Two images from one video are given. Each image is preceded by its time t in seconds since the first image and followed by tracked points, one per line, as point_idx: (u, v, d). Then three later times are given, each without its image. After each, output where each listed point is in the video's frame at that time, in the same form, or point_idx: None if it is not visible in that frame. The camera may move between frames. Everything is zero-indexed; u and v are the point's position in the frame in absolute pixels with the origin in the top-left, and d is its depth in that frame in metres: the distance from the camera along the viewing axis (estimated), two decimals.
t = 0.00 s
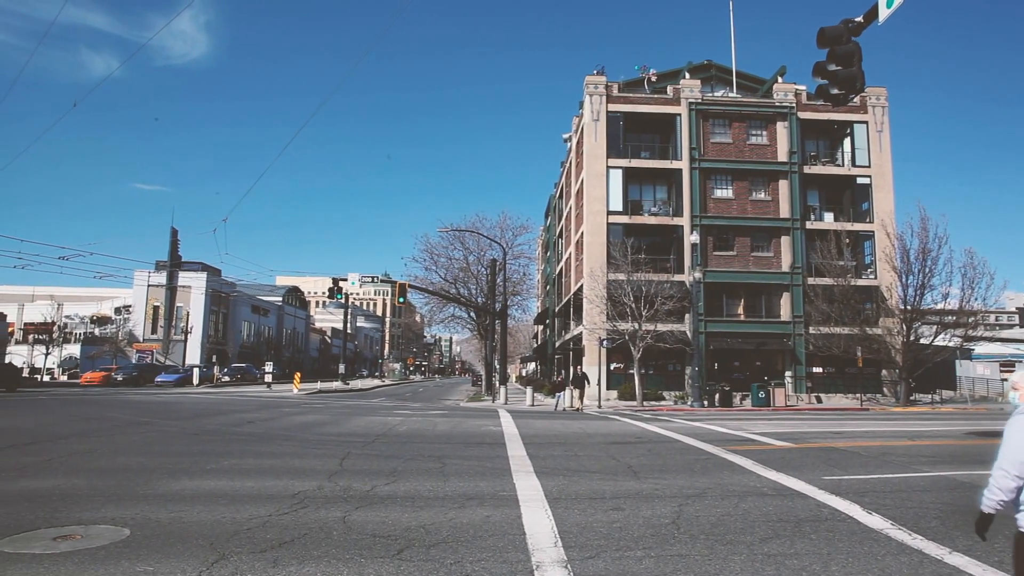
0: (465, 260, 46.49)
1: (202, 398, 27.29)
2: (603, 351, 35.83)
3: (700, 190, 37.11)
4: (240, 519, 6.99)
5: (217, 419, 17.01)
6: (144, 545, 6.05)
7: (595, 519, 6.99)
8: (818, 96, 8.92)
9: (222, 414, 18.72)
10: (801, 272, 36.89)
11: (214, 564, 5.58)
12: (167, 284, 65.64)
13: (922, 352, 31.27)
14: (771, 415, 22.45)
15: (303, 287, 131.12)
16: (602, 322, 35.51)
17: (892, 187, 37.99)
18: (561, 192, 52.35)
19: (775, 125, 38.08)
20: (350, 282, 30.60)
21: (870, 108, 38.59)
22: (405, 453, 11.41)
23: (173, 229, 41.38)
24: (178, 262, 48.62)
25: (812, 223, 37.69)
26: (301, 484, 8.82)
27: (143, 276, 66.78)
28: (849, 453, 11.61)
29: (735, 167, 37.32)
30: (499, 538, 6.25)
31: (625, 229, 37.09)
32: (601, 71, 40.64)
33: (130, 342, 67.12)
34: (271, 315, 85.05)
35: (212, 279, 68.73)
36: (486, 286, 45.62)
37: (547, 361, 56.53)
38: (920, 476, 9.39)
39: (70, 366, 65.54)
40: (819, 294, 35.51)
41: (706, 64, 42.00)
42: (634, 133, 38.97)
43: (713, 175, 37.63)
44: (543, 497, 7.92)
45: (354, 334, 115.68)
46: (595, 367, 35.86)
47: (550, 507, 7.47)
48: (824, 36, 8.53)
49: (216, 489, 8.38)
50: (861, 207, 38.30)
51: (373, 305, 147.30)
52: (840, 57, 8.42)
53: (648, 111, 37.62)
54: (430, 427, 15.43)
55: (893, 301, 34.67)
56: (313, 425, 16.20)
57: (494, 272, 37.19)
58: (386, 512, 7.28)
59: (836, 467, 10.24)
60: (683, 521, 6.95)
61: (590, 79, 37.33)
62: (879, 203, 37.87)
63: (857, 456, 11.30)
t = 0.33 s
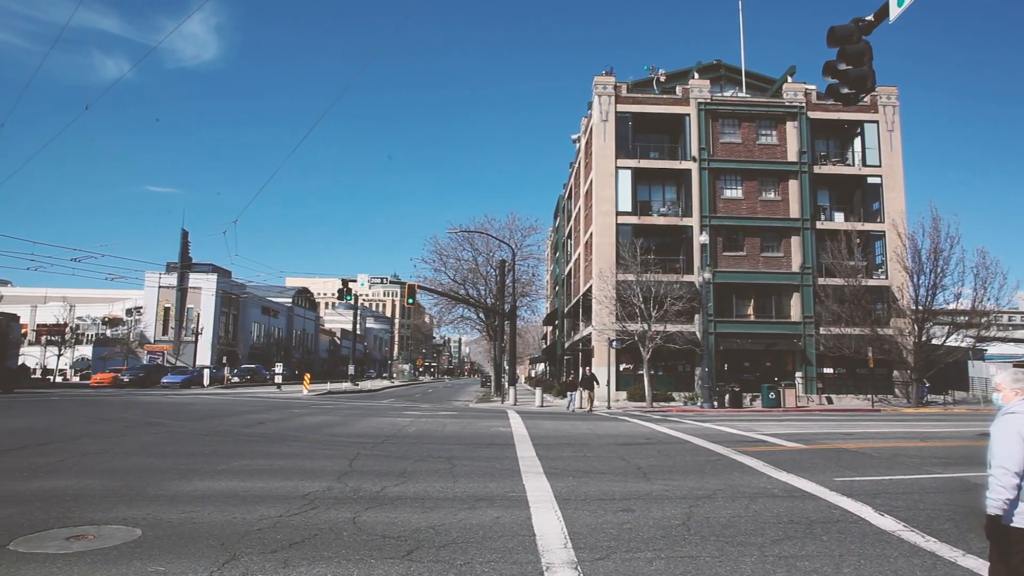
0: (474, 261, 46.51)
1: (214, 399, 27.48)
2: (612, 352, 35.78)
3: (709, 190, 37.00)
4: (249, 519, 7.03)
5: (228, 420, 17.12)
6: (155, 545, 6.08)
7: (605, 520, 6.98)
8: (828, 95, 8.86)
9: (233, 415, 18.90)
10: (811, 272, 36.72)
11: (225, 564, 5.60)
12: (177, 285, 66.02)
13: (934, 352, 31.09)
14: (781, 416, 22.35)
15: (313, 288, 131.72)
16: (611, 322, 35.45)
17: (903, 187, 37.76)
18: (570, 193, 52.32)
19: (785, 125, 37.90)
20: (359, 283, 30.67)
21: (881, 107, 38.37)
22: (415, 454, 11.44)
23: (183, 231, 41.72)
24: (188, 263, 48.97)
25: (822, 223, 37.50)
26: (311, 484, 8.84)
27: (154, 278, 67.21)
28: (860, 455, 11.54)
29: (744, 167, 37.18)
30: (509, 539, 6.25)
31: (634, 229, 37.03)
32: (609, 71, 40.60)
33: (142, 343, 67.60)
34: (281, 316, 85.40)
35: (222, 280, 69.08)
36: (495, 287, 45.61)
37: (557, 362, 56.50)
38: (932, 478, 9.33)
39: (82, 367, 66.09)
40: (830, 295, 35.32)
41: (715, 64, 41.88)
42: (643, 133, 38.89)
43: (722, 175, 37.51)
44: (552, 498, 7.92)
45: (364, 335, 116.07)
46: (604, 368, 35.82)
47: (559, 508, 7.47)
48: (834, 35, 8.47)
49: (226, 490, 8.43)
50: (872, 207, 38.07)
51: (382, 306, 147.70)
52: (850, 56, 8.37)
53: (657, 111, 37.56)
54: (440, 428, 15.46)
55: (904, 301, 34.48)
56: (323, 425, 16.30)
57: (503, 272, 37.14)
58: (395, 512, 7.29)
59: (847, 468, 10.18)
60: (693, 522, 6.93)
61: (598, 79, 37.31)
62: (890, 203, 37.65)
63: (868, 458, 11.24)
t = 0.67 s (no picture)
0: (483, 261, 46.55)
1: (225, 400, 27.66)
2: (622, 353, 35.72)
3: (719, 190, 36.88)
4: (260, 519, 7.06)
5: (239, 420, 17.24)
6: (167, 544, 6.11)
7: (614, 520, 6.97)
8: (839, 94, 8.81)
9: (244, 415, 19.02)
10: (821, 272, 36.55)
11: (236, 563, 5.63)
12: (188, 285, 66.40)
13: (946, 352, 30.88)
14: (791, 416, 22.32)
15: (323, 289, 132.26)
16: (621, 322, 35.39)
17: (914, 186, 37.52)
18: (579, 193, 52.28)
19: (795, 124, 37.74)
20: (369, 283, 30.77)
21: (891, 106, 38.14)
22: (424, 454, 11.47)
23: (193, 232, 42.06)
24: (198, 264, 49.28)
25: (832, 222, 37.30)
26: (322, 485, 8.87)
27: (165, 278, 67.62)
28: (872, 455, 11.47)
29: (754, 166, 37.03)
30: (518, 540, 6.25)
31: (643, 229, 36.96)
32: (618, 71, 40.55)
33: (153, 343, 68.05)
34: (290, 317, 85.78)
35: (232, 281, 69.45)
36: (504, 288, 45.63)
37: (566, 362, 56.46)
38: (944, 479, 9.27)
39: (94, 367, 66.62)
40: (840, 294, 35.11)
41: (724, 63, 41.76)
42: (652, 133, 38.81)
43: (732, 175, 37.38)
44: (563, 499, 7.93)
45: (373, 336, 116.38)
46: (613, 369, 35.77)
47: (570, 508, 7.48)
48: (844, 33, 8.41)
49: (237, 490, 8.49)
50: (882, 207, 37.87)
51: (392, 307, 148.02)
52: (860, 55, 8.31)
53: (666, 111, 37.48)
54: (449, 428, 15.49)
55: (916, 301, 34.26)
56: (334, 425, 16.38)
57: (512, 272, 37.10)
58: (405, 513, 7.31)
59: (858, 469, 10.13)
60: (704, 523, 6.92)
61: (607, 79, 37.28)
62: (901, 203, 37.41)
63: (880, 459, 11.17)
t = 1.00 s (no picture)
0: (494, 260, 46.57)
1: (238, 399, 27.81)
2: (633, 352, 35.68)
3: (730, 188, 36.73)
4: (272, 518, 7.09)
5: (250, 419, 17.31)
6: (181, 543, 6.15)
7: (626, 520, 6.95)
8: (851, 91, 8.75)
9: (257, 414, 19.09)
10: (833, 271, 36.32)
11: (248, 562, 5.64)
12: (200, 285, 66.85)
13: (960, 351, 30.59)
14: (803, 416, 22.22)
15: (334, 288, 132.96)
16: (631, 322, 35.32)
17: (927, 184, 37.22)
18: (589, 192, 52.18)
19: (806, 122, 37.54)
20: (380, 283, 30.84)
21: (904, 103, 37.82)
22: (434, 454, 11.46)
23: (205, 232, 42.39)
24: (210, 264, 49.64)
25: (844, 220, 37.07)
26: (333, 483, 8.90)
27: (178, 278, 68.05)
28: (885, 455, 11.40)
29: (765, 165, 36.85)
30: (529, 539, 6.25)
31: (653, 228, 36.87)
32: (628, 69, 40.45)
33: (165, 343, 68.52)
34: (301, 316, 86.20)
35: (244, 281, 69.85)
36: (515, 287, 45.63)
37: (576, 362, 56.41)
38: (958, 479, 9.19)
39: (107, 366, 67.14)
40: (852, 293, 34.85)
41: (735, 61, 41.59)
42: (663, 132, 38.67)
43: (742, 173, 37.22)
44: (574, 498, 7.91)
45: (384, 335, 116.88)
46: (624, 368, 35.71)
47: (581, 508, 7.47)
48: (856, 30, 8.33)
49: (250, 488, 8.54)
50: (895, 205, 37.61)
51: (403, 307, 148.39)
52: (872, 52, 8.24)
53: (676, 109, 37.35)
54: (460, 427, 15.50)
55: (929, 300, 33.98)
56: (345, 424, 16.38)
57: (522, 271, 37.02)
58: (417, 512, 7.32)
59: (871, 468, 10.08)
60: (715, 523, 6.89)
61: (617, 78, 37.23)
62: (914, 201, 37.14)
63: (892, 459, 11.10)
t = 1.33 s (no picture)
0: (505, 259, 46.60)
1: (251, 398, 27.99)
2: (644, 351, 35.62)
3: (742, 186, 36.57)
4: (286, 516, 7.13)
5: (263, 418, 17.42)
6: (196, 540, 6.20)
7: (639, 519, 6.94)
8: (864, 88, 8.67)
9: (269, 412, 19.19)
10: (846, 269, 36.06)
11: (262, 560, 5.67)
12: (213, 285, 67.30)
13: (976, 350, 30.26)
14: (817, 415, 22.14)
15: (346, 288, 133.53)
16: (643, 320, 35.25)
17: (942, 181, 36.87)
18: (600, 190, 52.09)
19: (819, 119, 37.26)
20: (391, 282, 30.94)
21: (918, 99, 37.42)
22: (446, 453, 11.47)
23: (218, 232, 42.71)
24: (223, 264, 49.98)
25: (857, 218, 36.81)
26: (346, 482, 8.95)
27: (191, 278, 68.51)
28: (900, 455, 11.31)
29: (777, 163, 36.64)
30: (541, 538, 6.25)
31: (665, 226, 36.76)
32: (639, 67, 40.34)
33: (179, 342, 69.01)
34: (314, 315, 86.58)
35: (256, 280, 70.29)
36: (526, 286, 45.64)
37: (588, 361, 56.36)
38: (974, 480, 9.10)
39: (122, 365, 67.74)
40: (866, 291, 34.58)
41: (747, 58, 41.40)
42: (674, 130, 38.51)
43: (755, 171, 37.04)
44: (586, 497, 7.89)
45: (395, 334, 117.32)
46: (636, 367, 35.64)
47: (593, 507, 7.45)
48: (870, 25, 8.23)
49: (263, 486, 8.60)
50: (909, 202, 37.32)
51: (414, 305, 148.55)
52: (887, 47, 8.14)
53: (687, 107, 37.20)
54: (472, 426, 15.51)
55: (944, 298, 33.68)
56: (357, 423, 16.43)
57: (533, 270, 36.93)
58: (430, 510, 7.33)
59: (886, 468, 10.01)
60: (729, 522, 6.86)
61: (628, 76, 37.17)
62: (928, 198, 36.82)
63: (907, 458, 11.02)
